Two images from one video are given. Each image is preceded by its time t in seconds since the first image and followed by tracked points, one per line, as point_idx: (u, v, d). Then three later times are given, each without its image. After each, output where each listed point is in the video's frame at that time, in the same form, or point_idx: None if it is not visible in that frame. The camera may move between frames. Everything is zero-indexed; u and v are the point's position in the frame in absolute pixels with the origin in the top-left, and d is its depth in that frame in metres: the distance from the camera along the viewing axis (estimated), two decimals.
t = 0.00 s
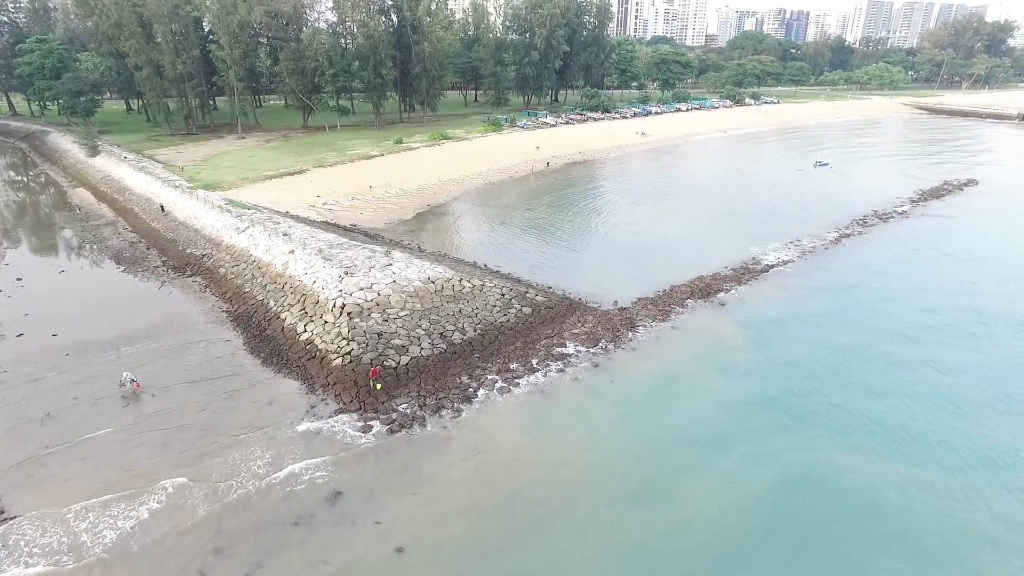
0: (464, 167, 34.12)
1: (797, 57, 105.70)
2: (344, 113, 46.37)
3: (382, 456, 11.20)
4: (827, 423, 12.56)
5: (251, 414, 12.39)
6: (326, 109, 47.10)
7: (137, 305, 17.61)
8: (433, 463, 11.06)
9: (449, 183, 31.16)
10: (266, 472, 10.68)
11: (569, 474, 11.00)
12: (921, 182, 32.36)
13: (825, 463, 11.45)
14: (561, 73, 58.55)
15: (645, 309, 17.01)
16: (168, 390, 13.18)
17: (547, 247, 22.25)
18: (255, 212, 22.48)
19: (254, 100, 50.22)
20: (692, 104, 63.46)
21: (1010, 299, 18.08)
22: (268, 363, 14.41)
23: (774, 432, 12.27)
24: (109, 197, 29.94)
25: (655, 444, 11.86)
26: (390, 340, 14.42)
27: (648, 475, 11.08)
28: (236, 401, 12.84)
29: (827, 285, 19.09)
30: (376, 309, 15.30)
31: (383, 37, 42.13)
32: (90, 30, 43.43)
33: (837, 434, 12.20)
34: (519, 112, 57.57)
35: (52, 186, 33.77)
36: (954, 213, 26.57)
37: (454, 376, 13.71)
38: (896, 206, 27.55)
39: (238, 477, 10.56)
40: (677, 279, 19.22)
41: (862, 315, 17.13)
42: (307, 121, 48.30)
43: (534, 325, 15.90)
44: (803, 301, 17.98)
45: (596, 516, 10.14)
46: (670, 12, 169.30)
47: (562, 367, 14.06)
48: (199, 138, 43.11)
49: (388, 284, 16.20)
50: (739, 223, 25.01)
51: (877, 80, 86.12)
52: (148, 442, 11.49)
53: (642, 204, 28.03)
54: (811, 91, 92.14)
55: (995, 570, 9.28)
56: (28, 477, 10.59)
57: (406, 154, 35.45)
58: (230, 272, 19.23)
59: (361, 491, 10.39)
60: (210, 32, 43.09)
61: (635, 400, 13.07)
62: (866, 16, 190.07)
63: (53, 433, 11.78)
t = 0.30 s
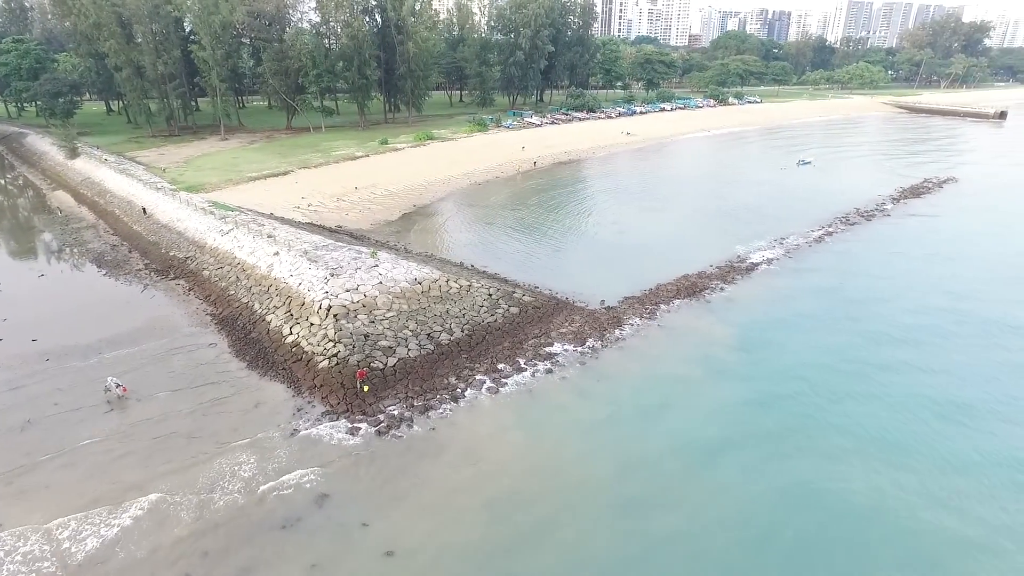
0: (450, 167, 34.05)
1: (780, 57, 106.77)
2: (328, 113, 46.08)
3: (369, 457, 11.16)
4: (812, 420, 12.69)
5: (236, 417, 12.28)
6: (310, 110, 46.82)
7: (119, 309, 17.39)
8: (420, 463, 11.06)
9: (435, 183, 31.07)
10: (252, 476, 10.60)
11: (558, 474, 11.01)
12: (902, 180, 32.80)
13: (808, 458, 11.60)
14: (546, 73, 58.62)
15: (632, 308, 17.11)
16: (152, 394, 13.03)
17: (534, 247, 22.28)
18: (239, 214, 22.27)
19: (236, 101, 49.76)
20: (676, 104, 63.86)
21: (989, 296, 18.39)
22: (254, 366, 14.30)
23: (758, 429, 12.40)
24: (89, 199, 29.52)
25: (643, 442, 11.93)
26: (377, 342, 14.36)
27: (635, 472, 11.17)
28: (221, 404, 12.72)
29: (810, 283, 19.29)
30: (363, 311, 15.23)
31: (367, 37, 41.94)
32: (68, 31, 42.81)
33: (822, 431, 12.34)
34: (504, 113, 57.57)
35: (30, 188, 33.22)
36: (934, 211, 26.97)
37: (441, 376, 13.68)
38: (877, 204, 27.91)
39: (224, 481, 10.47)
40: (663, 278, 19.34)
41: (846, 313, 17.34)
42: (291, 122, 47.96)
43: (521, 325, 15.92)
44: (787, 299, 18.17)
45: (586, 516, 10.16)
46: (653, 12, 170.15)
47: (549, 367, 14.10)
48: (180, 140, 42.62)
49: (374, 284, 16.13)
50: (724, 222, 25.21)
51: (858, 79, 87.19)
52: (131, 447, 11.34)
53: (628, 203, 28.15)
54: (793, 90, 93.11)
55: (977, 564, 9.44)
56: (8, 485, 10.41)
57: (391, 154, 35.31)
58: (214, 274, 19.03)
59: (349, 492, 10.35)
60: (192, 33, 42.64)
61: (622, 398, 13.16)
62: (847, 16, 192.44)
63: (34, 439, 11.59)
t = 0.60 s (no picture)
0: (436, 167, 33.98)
1: (762, 56, 107.78)
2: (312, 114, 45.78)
3: (356, 459, 11.09)
4: (797, 416, 12.82)
5: (222, 421, 12.15)
6: (294, 111, 46.49)
7: (101, 313, 17.14)
8: (408, 464, 11.02)
9: (421, 184, 30.97)
10: (237, 479, 10.50)
11: (550, 475, 11.00)
12: (883, 178, 33.27)
13: (793, 454, 11.73)
14: (530, 73, 58.66)
15: (619, 306, 17.17)
16: (136, 400, 12.87)
17: (520, 246, 22.30)
18: (222, 216, 22.04)
19: (219, 102, 49.27)
20: (660, 104, 64.26)
21: (969, 291, 18.72)
22: (239, 369, 14.16)
23: (744, 425, 12.50)
24: (68, 202, 29.07)
25: (631, 440, 11.98)
26: (364, 343, 14.28)
27: (623, 470, 11.22)
28: (207, 408, 12.60)
29: (795, 280, 19.48)
30: (349, 312, 15.14)
31: (351, 37, 41.73)
32: (46, 31, 42.14)
33: (808, 427, 12.47)
34: (490, 113, 57.55)
35: (8, 191, 32.65)
36: (914, 208, 27.38)
37: (429, 377, 13.64)
38: (858, 202, 28.26)
39: (210, 485, 10.36)
40: (650, 277, 19.42)
41: (830, 309, 17.57)
42: (275, 123, 47.60)
43: (508, 325, 15.91)
44: (772, 296, 18.34)
45: (579, 516, 10.16)
46: (637, 13, 170.95)
47: (536, 366, 14.10)
48: (162, 141, 42.12)
49: (361, 286, 16.04)
50: (709, 221, 25.39)
51: (839, 79, 88.21)
52: (115, 453, 11.18)
53: (614, 202, 28.26)
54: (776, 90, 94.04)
55: (960, 554, 9.60)
56: None
57: (376, 155, 35.14)
58: (198, 277, 18.83)
59: (337, 494, 10.30)
60: (172, 33, 42.16)
61: (609, 397, 13.21)
62: (828, 17, 194.64)
63: (14, 447, 11.39)
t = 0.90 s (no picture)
0: (420, 168, 33.90)
1: (743, 56, 108.74)
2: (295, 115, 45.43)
3: (343, 462, 11.04)
4: (779, 411, 12.99)
5: (205, 426, 12.01)
6: (276, 112, 46.11)
7: (81, 317, 16.86)
8: (396, 464, 11.00)
9: (405, 185, 30.86)
10: (222, 483, 10.41)
11: (541, 476, 10.99)
12: (862, 176, 33.76)
13: (776, 448, 11.89)
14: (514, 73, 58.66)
15: (604, 305, 17.25)
16: (117, 405, 12.68)
17: (505, 246, 22.30)
18: (204, 218, 21.78)
19: (199, 103, 48.68)
20: (643, 104, 64.65)
21: (947, 286, 19.08)
22: (222, 373, 14.00)
23: (728, 421, 12.65)
24: (45, 205, 28.55)
25: (616, 437, 12.08)
26: (349, 345, 14.19)
27: (609, 467, 11.30)
28: (190, 413, 12.44)
29: (778, 278, 19.68)
30: (334, 314, 15.04)
31: (333, 37, 41.46)
32: (20, 32, 41.37)
33: (793, 423, 12.60)
34: (473, 113, 57.48)
35: None
36: (893, 205, 27.82)
37: (415, 378, 13.59)
38: (839, 200, 28.60)
39: (194, 491, 10.24)
40: (635, 276, 19.51)
41: (812, 305, 17.78)
42: (256, 124, 47.15)
43: (494, 325, 15.90)
44: (756, 294, 18.51)
45: (571, 516, 10.16)
46: (619, 13, 171.60)
47: (523, 366, 14.10)
48: (141, 143, 41.54)
49: (345, 287, 15.93)
50: (692, 219, 25.57)
51: (819, 78, 89.31)
52: (96, 460, 11.02)
53: (598, 202, 28.37)
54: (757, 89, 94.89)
55: (944, 545, 9.74)
56: None
57: (360, 156, 34.94)
58: (179, 280, 18.59)
59: (324, 497, 10.23)
60: (151, 33, 41.60)
61: (595, 395, 13.29)
62: (807, 17, 196.99)
63: None
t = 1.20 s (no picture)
0: (401, 169, 33.75)
1: (721, 55, 109.87)
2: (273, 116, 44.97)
3: (326, 465, 10.96)
4: (759, 407, 13.16)
5: (185, 432, 11.87)
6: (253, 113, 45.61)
7: (55, 323, 16.55)
8: (380, 466, 10.97)
9: (386, 186, 30.71)
10: (203, 490, 10.30)
11: (527, 478, 10.97)
12: (838, 173, 34.30)
13: (756, 443, 12.07)
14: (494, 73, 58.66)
15: (586, 304, 17.34)
16: (94, 413, 12.47)
17: (487, 247, 22.30)
18: (181, 221, 21.48)
19: (175, 105, 47.97)
20: (623, 103, 65.05)
21: (921, 281, 19.46)
22: (202, 378, 13.82)
23: (709, 417, 12.79)
24: (17, 209, 27.94)
25: (599, 435, 12.16)
26: (331, 348, 14.08)
27: (592, 466, 11.38)
28: (170, 419, 12.27)
29: (757, 275, 19.93)
30: (315, 317, 14.92)
31: (310, 37, 41.10)
32: None
33: (775, 420, 12.74)
34: (454, 113, 57.38)
35: None
36: (868, 202, 28.29)
37: (398, 380, 13.54)
38: (816, 197, 29.03)
39: (174, 498, 10.11)
40: (616, 275, 19.62)
41: (791, 302, 18.03)
42: (234, 125, 46.62)
43: (477, 326, 15.90)
44: (736, 292, 18.73)
45: (557, 518, 10.16)
46: (598, 13, 172.32)
47: (506, 366, 14.12)
48: (115, 146, 40.83)
49: (327, 290, 15.80)
50: (673, 218, 25.79)
51: (795, 77, 90.59)
52: (73, 469, 10.84)
53: (579, 201, 28.49)
54: (735, 88, 95.95)
55: (922, 536, 9.91)
56: None
57: (340, 157, 34.70)
58: (157, 284, 18.31)
59: (307, 501, 10.15)
60: (124, 34, 40.91)
61: (578, 393, 13.35)
62: (782, 17, 199.72)
63: None
